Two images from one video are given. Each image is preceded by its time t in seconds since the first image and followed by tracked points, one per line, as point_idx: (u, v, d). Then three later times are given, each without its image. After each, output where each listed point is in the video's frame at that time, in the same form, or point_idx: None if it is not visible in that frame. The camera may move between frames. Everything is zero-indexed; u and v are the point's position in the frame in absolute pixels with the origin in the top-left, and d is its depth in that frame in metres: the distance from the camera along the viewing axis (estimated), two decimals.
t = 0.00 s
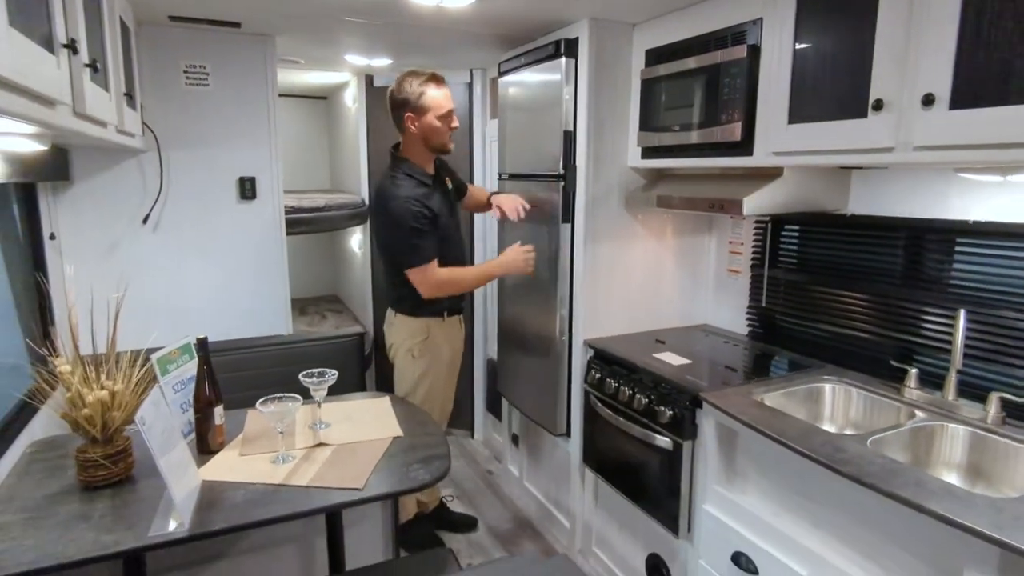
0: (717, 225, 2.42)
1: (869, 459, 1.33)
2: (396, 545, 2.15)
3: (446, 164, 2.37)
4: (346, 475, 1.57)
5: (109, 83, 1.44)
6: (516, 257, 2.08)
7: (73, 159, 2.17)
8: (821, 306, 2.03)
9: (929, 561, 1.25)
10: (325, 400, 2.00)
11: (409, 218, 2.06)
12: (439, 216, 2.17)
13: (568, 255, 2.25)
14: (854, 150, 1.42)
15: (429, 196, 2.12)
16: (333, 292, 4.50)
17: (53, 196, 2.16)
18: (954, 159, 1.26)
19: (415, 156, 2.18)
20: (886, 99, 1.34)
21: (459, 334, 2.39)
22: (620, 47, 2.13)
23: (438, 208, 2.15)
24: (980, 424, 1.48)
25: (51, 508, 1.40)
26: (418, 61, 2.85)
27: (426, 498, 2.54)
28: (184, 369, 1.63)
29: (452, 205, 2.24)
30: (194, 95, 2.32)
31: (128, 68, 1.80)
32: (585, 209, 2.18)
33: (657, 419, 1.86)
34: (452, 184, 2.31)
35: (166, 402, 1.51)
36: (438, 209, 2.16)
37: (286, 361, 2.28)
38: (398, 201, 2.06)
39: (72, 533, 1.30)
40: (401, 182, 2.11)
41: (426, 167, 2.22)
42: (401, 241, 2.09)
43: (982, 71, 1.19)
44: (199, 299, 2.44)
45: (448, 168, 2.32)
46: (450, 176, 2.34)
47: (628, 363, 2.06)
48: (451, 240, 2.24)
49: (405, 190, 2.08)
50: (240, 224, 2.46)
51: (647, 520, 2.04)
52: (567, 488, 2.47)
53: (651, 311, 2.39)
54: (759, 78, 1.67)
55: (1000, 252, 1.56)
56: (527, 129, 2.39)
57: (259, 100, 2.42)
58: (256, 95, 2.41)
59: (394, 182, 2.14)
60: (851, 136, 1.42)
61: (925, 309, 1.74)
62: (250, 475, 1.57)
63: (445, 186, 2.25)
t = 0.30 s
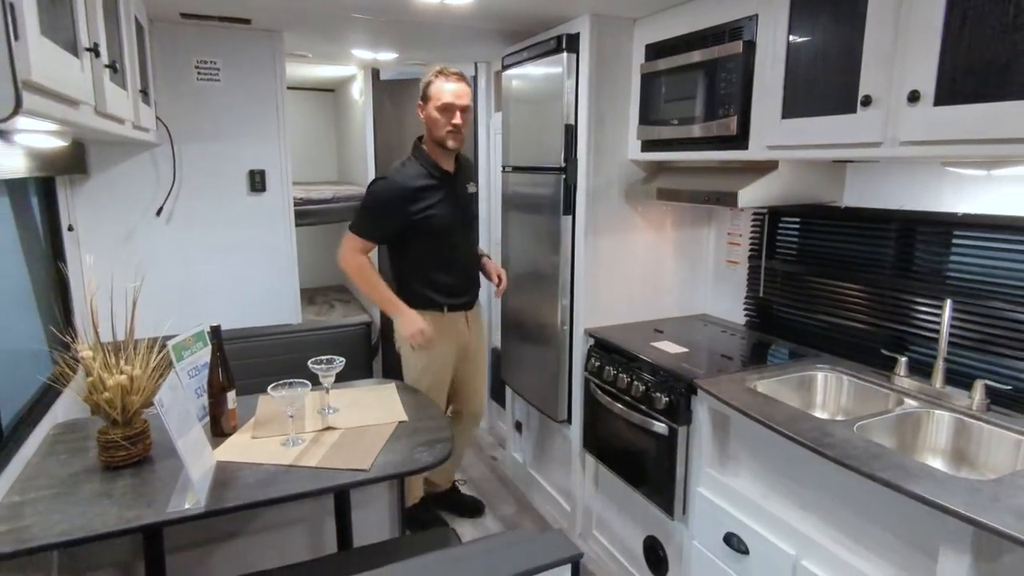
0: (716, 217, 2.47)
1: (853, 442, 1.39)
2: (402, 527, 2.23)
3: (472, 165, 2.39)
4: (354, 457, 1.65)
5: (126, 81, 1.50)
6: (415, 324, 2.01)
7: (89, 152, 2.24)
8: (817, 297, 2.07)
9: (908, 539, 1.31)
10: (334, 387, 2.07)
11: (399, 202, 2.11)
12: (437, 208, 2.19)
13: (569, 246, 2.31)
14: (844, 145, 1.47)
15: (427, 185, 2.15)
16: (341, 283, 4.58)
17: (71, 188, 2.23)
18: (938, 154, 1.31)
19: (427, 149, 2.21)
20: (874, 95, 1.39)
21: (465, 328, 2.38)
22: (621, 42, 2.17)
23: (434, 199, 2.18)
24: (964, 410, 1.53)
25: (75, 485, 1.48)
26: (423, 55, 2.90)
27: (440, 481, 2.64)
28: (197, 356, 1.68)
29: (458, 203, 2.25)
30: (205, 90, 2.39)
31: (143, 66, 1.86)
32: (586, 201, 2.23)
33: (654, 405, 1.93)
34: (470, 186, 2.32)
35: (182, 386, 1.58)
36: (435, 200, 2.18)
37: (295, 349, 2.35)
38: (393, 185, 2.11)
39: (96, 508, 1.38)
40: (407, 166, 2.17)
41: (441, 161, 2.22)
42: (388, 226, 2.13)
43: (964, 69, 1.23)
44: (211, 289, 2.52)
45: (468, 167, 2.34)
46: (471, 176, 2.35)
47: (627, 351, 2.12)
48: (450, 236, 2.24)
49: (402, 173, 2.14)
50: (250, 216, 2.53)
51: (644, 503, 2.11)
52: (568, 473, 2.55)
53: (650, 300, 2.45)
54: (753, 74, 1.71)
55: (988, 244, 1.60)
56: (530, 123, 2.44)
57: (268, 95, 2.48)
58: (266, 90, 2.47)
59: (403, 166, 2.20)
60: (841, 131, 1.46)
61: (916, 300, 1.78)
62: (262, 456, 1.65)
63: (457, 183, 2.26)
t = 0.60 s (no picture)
0: (717, 218, 2.50)
1: (840, 439, 1.42)
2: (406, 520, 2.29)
3: (501, 172, 2.31)
4: (357, 450, 1.71)
5: (140, 88, 1.57)
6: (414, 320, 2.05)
7: (106, 155, 2.32)
8: (814, 297, 2.10)
9: (893, 533, 1.34)
10: (340, 383, 2.13)
11: (401, 197, 2.17)
12: (440, 209, 2.18)
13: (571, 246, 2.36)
14: (833, 148, 1.50)
15: (433, 184, 2.16)
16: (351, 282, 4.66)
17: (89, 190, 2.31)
18: (923, 157, 1.34)
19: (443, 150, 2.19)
20: (861, 100, 1.42)
21: (471, 330, 2.31)
22: (621, 46, 2.21)
23: (437, 199, 2.18)
24: (954, 409, 1.55)
25: (92, 474, 1.55)
26: (430, 59, 2.96)
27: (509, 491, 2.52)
28: (207, 353, 1.77)
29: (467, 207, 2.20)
30: (218, 95, 2.46)
31: (157, 73, 1.93)
32: (587, 202, 2.27)
33: (651, 403, 1.97)
34: (490, 193, 2.25)
35: (193, 381, 1.65)
36: (440, 201, 2.18)
37: (304, 346, 2.42)
38: (399, 179, 2.17)
39: (111, 496, 1.45)
40: (420, 163, 2.22)
41: (456, 164, 2.20)
42: (390, 221, 2.19)
43: (947, 74, 1.26)
44: (223, 288, 2.59)
45: (491, 172, 2.28)
46: (495, 182, 2.28)
47: (625, 350, 2.16)
48: (454, 238, 2.21)
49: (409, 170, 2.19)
50: (261, 216, 2.60)
51: (643, 499, 2.14)
52: (571, 470, 2.59)
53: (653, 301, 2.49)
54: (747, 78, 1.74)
55: (978, 246, 1.62)
56: (533, 126, 2.49)
57: (278, 99, 2.55)
58: (276, 94, 2.54)
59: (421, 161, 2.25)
60: (830, 134, 1.50)
61: (909, 300, 1.81)
62: (269, 449, 1.71)
63: (472, 187, 2.22)
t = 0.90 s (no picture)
0: (723, 218, 2.52)
1: (828, 435, 1.44)
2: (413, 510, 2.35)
3: (551, 179, 2.13)
4: (360, 438, 1.77)
5: (159, 91, 1.66)
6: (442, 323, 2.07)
7: (131, 155, 2.43)
8: (817, 296, 2.11)
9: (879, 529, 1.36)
10: (348, 375, 2.20)
11: (442, 194, 2.13)
12: (475, 210, 2.08)
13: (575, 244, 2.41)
14: (825, 148, 1.53)
15: (472, 182, 2.09)
16: (370, 279, 4.76)
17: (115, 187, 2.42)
18: (911, 157, 1.35)
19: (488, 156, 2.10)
20: (852, 100, 1.44)
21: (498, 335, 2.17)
22: (626, 47, 2.24)
23: (473, 199, 2.09)
24: (949, 408, 1.56)
25: (111, 455, 1.64)
26: (442, 60, 3.03)
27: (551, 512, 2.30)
28: (223, 343, 1.86)
29: (502, 211, 2.07)
30: (237, 96, 2.56)
31: (178, 75, 2.03)
32: (591, 201, 2.31)
33: (649, 398, 2.00)
34: (532, 200, 2.08)
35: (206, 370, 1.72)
36: (476, 201, 2.09)
37: (316, 339, 2.50)
38: (447, 174, 2.15)
39: (129, 476, 1.54)
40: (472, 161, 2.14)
41: (501, 170, 2.09)
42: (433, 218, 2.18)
43: (933, 76, 1.28)
44: (241, 282, 2.69)
45: (539, 177, 2.11)
46: (540, 189, 2.10)
47: (626, 346, 2.19)
48: (487, 242, 2.10)
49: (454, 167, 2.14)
50: (277, 214, 2.69)
51: (642, 494, 2.18)
52: (575, 464, 2.63)
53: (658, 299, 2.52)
54: (744, 79, 1.77)
55: (975, 246, 1.63)
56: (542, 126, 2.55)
57: (295, 100, 2.64)
58: (293, 95, 2.63)
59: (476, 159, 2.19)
60: (823, 135, 1.52)
61: (908, 299, 1.81)
62: (277, 435, 1.79)
63: (513, 191, 2.08)
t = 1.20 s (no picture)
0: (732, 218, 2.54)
1: (821, 431, 1.47)
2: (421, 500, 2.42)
3: (602, 177, 1.98)
4: (368, 427, 1.81)
5: (180, 94, 1.76)
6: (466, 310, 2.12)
7: (158, 155, 2.54)
8: (821, 295, 2.12)
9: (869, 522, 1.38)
10: (360, 368, 2.27)
11: (489, 183, 2.05)
12: (519, 203, 1.99)
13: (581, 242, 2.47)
14: (823, 147, 1.55)
15: (519, 174, 1.99)
16: (388, 277, 4.86)
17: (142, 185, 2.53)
18: (903, 157, 1.38)
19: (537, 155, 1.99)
20: (846, 101, 1.47)
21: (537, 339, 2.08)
22: (633, 49, 2.28)
23: (518, 193, 1.99)
24: (947, 408, 1.57)
25: (133, 438, 1.73)
26: (457, 62, 3.10)
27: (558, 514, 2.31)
28: (240, 335, 1.94)
29: (546, 207, 1.96)
30: (258, 98, 2.66)
31: (200, 78, 2.13)
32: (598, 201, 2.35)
33: (651, 394, 2.04)
34: (579, 198, 1.95)
35: (223, 359, 1.80)
36: (520, 194, 1.99)
37: (331, 332, 2.59)
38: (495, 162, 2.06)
39: (148, 457, 1.63)
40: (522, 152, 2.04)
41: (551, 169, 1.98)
42: (481, 209, 2.11)
43: (924, 77, 1.30)
44: (260, 277, 2.79)
45: (590, 173, 1.97)
46: (589, 187, 1.96)
47: (630, 343, 2.23)
48: (530, 239, 2.00)
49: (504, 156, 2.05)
50: (295, 211, 2.79)
51: (645, 489, 2.21)
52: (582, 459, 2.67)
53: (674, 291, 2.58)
54: (746, 81, 1.81)
55: (973, 246, 1.64)
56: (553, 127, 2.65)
57: (313, 102, 2.73)
58: (311, 97, 2.72)
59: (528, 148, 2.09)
60: (820, 135, 1.55)
61: (908, 300, 1.82)
62: (288, 423, 1.84)
63: (559, 187, 1.96)
